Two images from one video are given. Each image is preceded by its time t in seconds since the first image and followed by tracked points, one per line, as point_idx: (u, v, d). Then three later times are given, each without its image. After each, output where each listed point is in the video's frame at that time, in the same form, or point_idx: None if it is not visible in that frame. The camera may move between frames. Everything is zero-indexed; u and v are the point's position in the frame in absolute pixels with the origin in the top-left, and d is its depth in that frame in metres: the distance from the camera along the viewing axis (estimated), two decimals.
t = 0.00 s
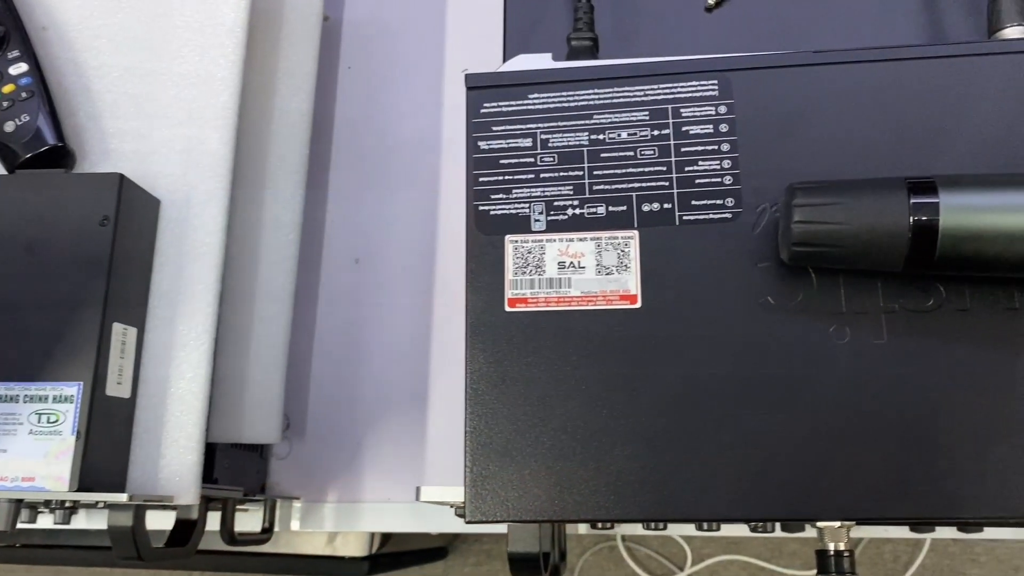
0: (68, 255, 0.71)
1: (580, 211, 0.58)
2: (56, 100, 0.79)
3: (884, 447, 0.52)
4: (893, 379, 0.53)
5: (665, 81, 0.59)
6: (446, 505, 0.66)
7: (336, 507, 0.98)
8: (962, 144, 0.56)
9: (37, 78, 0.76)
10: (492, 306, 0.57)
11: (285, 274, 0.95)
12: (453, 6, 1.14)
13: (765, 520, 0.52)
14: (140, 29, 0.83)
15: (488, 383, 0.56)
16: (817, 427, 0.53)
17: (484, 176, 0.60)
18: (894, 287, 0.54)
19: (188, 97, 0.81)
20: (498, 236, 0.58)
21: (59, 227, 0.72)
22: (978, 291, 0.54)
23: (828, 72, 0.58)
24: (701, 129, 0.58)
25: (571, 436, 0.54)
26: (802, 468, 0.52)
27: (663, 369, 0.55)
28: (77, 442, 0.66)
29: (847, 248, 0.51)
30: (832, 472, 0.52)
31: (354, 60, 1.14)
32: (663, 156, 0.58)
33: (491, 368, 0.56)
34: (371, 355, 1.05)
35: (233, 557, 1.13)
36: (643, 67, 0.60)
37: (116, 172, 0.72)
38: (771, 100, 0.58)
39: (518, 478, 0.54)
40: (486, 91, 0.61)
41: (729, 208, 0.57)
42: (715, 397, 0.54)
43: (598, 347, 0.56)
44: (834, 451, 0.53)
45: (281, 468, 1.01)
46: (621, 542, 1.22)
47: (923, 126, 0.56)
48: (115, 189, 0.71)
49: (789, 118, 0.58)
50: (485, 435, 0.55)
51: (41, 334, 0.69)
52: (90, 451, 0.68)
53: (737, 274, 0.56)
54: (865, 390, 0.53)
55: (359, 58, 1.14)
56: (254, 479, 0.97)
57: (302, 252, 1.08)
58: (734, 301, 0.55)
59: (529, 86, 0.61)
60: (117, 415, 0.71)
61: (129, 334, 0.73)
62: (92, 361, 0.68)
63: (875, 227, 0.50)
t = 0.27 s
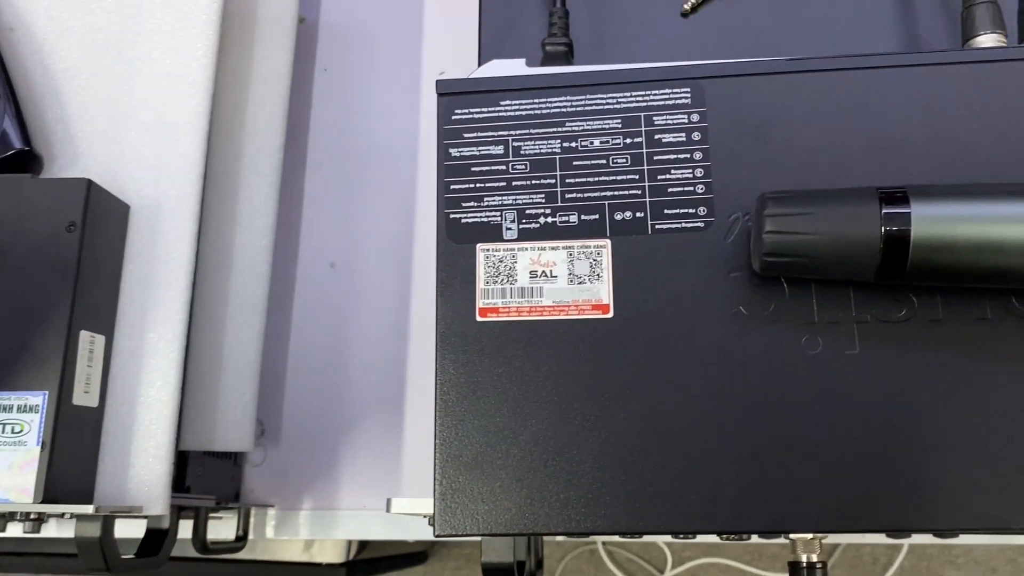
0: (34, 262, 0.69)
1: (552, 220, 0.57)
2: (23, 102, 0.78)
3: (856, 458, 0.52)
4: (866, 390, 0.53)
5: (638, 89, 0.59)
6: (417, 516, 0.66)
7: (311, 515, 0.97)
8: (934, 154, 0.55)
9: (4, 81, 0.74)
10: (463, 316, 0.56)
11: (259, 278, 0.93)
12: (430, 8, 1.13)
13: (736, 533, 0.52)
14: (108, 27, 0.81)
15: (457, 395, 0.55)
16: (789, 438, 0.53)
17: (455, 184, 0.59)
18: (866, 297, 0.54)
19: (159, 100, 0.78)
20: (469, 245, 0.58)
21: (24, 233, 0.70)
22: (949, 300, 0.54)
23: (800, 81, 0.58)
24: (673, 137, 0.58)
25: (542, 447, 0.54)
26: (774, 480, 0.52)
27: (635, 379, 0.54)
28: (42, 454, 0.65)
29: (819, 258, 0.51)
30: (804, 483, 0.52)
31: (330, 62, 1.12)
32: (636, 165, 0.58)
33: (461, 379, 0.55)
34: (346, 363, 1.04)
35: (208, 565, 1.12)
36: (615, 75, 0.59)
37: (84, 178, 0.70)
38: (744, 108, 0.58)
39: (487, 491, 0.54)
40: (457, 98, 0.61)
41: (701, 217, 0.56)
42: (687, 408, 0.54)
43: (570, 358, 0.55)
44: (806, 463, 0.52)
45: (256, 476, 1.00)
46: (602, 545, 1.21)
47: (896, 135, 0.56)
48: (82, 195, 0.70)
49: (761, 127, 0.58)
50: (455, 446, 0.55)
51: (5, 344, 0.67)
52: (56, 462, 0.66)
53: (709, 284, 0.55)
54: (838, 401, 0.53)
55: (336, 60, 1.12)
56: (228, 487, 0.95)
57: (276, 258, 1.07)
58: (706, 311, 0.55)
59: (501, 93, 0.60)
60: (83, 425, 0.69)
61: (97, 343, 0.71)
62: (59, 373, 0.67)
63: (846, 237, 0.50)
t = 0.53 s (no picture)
0: None
1: (526, 225, 0.57)
2: None
3: (831, 466, 0.52)
4: (841, 397, 0.53)
5: (613, 93, 0.58)
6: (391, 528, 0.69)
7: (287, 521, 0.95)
8: (910, 159, 0.55)
9: None
10: (435, 322, 0.55)
11: (233, 282, 0.90)
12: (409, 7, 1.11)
13: (711, 542, 0.51)
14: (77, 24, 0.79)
15: (430, 403, 0.54)
16: (764, 446, 0.52)
17: (428, 188, 0.58)
18: (841, 303, 0.54)
19: (128, 104, 0.76)
20: (442, 250, 0.57)
21: None
22: (926, 307, 0.53)
23: (776, 85, 0.58)
24: (649, 142, 0.58)
25: (516, 456, 0.53)
26: (749, 489, 0.52)
27: (610, 386, 0.54)
28: (7, 462, 0.64)
29: (794, 264, 0.50)
30: (780, 490, 0.52)
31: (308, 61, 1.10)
32: (611, 169, 0.57)
33: (433, 387, 0.55)
34: (323, 368, 1.02)
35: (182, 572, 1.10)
36: (591, 78, 0.59)
37: (51, 181, 0.68)
38: (720, 112, 0.58)
39: (460, 501, 0.53)
40: (430, 100, 0.60)
41: (677, 222, 0.56)
42: (662, 416, 0.53)
43: (544, 365, 0.54)
44: (782, 471, 0.52)
45: (231, 482, 0.98)
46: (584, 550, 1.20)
47: (873, 139, 0.56)
48: (50, 199, 0.68)
49: (737, 131, 0.57)
50: (426, 456, 0.54)
51: None
52: (22, 471, 0.64)
53: (685, 290, 0.55)
54: (814, 408, 0.53)
55: (314, 59, 1.10)
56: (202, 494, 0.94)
57: (251, 261, 1.05)
58: (681, 317, 0.54)
59: (475, 96, 0.59)
60: (50, 432, 0.67)
61: (65, 348, 0.69)
62: (25, 380, 0.65)
63: (821, 243, 0.50)
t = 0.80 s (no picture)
0: None
1: (503, 229, 0.56)
2: None
3: (811, 474, 0.51)
4: (820, 404, 0.52)
5: (590, 96, 0.58)
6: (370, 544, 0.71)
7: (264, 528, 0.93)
8: (889, 164, 0.55)
9: None
10: (410, 329, 0.55)
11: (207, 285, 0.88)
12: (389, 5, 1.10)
13: (690, 551, 0.50)
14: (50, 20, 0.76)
15: (404, 411, 0.53)
16: (743, 454, 0.52)
17: (403, 192, 0.57)
18: (820, 309, 0.53)
19: (99, 104, 0.74)
20: (418, 255, 0.56)
21: None
22: (904, 313, 0.53)
23: (755, 89, 0.57)
24: (626, 145, 0.57)
25: (492, 465, 0.52)
26: (727, 497, 0.51)
27: (587, 394, 0.53)
28: None
29: (773, 270, 0.50)
30: (759, 499, 0.51)
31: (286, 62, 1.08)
32: (588, 173, 0.57)
33: (408, 395, 0.54)
34: (300, 372, 1.00)
35: None
36: (568, 81, 0.58)
37: (20, 182, 0.65)
38: (698, 116, 0.57)
39: (435, 511, 0.52)
40: (405, 103, 0.59)
41: (655, 227, 0.55)
42: (640, 423, 0.52)
43: (520, 372, 0.54)
44: (760, 480, 0.51)
45: (207, 488, 0.96)
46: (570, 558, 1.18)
47: (851, 144, 0.55)
48: (19, 201, 0.65)
49: (716, 135, 0.57)
50: (401, 465, 0.53)
51: None
52: None
53: (662, 296, 0.54)
54: (792, 414, 0.52)
55: (292, 58, 1.08)
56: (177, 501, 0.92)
57: (228, 264, 1.03)
58: (659, 324, 0.54)
59: (450, 98, 0.58)
60: (19, 442, 0.64)
61: (35, 354, 0.67)
62: None
63: (799, 249, 0.49)
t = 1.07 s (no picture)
0: None
1: (481, 232, 0.55)
2: None
3: (791, 480, 0.51)
4: (801, 409, 0.52)
5: (570, 97, 0.57)
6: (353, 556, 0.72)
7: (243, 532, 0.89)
8: (870, 166, 0.54)
9: None
10: (386, 333, 0.54)
11: (184, 288, 0.83)
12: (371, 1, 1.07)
13: (669, 558, 0.50)
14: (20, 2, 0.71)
15: (380, 418, 0.52)
16: (723, 460, 0.51)
17: (380, 194, 0.56)
18: (801, 313, 0.53)
19: (73, 104, 0.69)
20: (394, 257, 0.55)
21: None
22: (885, 317, 0.53)
23: (736, 90, 0.57)
24: (606, 147, 0.56)
25: (470, 473, 0.51)
26: (706, 503, 0.50)
27: (566, 399, 0.52)
28: None
29: (752, 274, 0.49)
30: (739, 505, 0.50)
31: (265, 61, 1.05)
32: (568, 175, 0.56)
33: (384, 401, 0.53)
34: (278, 378, 0.96)
35: None
36: (547, 82, 0.57)
37: None
38: (679, 117, 0.56)
39: (411, 519, 0.51)
40: (382, 103, 0.58)
41: (635, 229, 0.55)
42: (619, 429, 0.52)
43: (499, 378, 0.53)
44: (740, 486, 0.51)
45: (185, 493, 0.91)
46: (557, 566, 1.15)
47: (833, 146, 0.55)
48: None
49: (696, 137, 0.56)
50: (377, 472, 0.52)
51: None
52: None
53: (642, 300, 0.54)
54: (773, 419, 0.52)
55: (272, 57, 1.05)
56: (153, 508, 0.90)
57: (202, 264, 0.98)
58: (639, 328, 0.53)
59: (428, 99, 0.58)
60: None
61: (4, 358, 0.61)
62: None
63: (779, 252, 0.48)
